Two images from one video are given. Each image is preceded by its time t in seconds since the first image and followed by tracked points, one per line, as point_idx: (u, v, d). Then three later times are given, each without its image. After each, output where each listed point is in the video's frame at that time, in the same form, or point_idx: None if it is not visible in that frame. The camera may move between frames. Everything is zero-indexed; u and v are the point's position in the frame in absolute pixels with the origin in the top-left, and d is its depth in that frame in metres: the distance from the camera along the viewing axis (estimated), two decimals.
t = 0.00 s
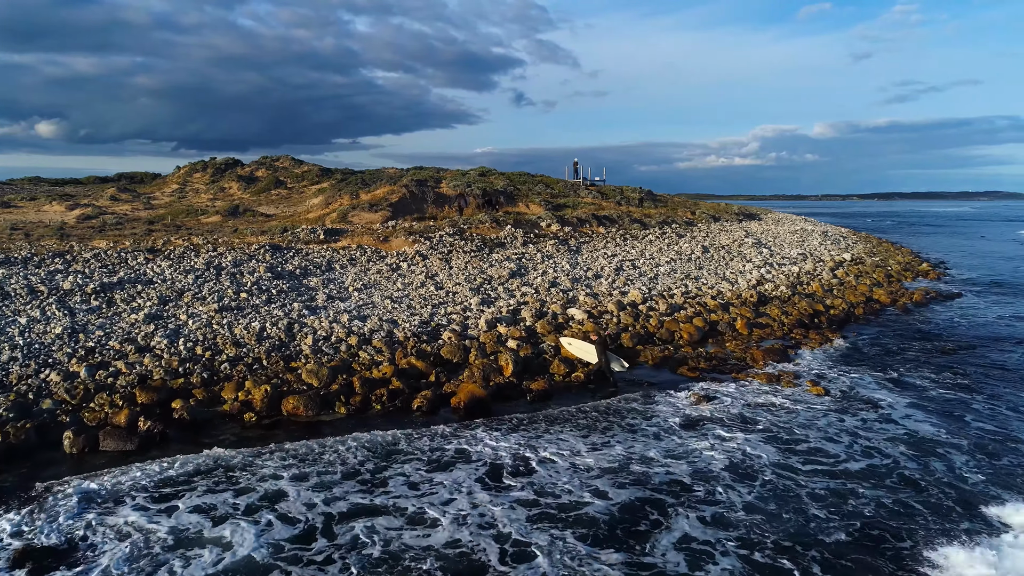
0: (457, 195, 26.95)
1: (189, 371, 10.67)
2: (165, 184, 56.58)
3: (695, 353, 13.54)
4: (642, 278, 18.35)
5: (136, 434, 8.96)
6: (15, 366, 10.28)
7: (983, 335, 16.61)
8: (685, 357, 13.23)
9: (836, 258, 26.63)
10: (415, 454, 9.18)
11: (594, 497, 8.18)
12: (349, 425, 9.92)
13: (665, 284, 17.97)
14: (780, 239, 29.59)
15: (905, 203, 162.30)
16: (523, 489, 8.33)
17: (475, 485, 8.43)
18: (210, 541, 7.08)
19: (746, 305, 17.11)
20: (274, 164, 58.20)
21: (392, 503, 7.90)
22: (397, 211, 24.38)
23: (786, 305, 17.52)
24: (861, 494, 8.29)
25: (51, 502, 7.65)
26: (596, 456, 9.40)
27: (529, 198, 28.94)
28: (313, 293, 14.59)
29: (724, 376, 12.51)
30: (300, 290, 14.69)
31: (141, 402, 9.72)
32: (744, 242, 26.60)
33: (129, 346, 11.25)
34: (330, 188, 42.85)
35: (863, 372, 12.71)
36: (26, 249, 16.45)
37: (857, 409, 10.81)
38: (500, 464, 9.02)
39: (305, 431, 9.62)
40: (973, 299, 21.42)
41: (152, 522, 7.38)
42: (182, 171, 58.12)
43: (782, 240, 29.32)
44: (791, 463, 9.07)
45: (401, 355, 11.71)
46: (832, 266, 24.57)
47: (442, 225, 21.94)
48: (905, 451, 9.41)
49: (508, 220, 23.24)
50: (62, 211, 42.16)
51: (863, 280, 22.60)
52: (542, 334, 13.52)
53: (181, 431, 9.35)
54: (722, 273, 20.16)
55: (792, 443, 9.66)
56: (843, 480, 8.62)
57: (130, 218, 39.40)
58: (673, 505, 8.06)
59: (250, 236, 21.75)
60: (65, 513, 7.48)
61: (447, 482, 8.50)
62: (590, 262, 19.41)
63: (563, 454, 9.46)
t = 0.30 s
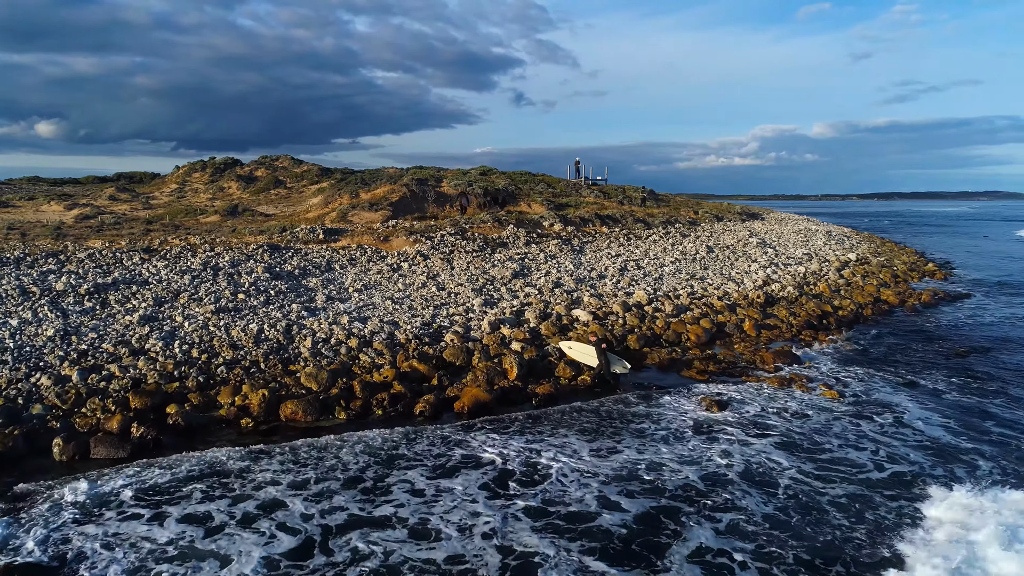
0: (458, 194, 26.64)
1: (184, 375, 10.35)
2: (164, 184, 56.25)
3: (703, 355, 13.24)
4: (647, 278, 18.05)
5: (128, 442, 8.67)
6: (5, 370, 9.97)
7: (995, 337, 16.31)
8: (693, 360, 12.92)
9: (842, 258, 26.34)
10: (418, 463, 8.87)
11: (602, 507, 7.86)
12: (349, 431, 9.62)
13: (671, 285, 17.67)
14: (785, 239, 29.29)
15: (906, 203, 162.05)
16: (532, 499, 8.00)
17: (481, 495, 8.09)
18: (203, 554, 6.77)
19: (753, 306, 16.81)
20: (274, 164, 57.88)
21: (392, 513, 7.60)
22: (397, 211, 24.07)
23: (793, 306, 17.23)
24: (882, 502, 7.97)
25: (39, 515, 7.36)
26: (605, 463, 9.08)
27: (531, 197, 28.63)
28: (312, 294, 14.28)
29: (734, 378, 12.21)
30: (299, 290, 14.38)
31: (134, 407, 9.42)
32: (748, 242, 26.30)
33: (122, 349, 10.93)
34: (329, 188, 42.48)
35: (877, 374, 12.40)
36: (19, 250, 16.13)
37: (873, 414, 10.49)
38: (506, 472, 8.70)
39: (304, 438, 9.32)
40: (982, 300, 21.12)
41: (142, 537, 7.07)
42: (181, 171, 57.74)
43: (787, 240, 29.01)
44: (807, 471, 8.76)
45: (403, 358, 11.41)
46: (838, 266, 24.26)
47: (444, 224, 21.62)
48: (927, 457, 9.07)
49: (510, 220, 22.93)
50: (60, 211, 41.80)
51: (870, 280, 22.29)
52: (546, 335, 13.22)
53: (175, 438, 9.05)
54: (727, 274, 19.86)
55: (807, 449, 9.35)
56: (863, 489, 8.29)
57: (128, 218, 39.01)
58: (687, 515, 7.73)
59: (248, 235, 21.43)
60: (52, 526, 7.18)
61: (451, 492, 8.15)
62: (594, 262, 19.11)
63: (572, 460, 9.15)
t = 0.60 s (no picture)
0: (459, 194, 26.33)
1: (180, 380, 10.04)
2: (162, 183, 55.90)
3: (711, 359, 12.94)
4: (653, 279, 17.75)
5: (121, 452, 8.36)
6: None
7: (1008, 339, 16.01)
8: (702, 364, 12.62)
9: (848, 259, 26.05)
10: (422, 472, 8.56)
11: (612, 518, 7.58)
12: (351, 438, 9.32)
13: (676, 286, 17.37)
14: (789, 239, 29.01)
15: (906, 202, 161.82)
16: (541, 512, 7.69)
17: (488, 507, 7.78)
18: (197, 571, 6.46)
19: (761, 307, 16.52)
20: (273, 164, 57.57)
21: (393, 526, 7.30)
22: (397, 211, 23.77)
23: (801, 308, 16.93)
24: (904, 508, 7.68)
25: (27, 530, 7.05)
26: (613, 472, 8.78)
27: (533, 197, 28.33)
28: (312, 296, 13.97)
29: (744, 382, 11.91)
30: (299, 292, 14.07)
31: (129, 414, 9.11)
32: (753, 242, 26.01)
33: (116, 353, 10.62)
34: (328, 188, 42.14)
35: (891, 378, 12.10)
36: (12, 251, 15.82)
37: (890, 420, 10.18)
38: (513, 482, 8.39)
39: (303, 447, 9.01)
40: (992, 301, 20.83)
41: (134, 553, 6.76)
42: (179, 171, 57.43)
43: (790, 240, 28.72)
44: (825, 480, 8.45)
45: (405, 362, 11.10)
46: (844, 267, 23.95)
47: (445, 224, 21.32)
48: (949, 465, 8.75)
49: (512, 220, 22.63)
50: (58, 211, 41.49)
51: (878, 281, 21.99)
52: (551, 338, 12.92)
53: (170, 447, 8.75)
54: (733, 274, 19.57)
55: (824, 457, 9.05)
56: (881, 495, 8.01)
57: (126, 218, 38.66)
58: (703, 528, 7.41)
59: (247, 236, 21.12)
60: (40, 542, 6.88)
61: (456, 503, 7.84)
62: (598, 263, 18.80)
63: (581, 469, 8.83)
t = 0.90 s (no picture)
0: (461, 194, 26.02)
1: (176, 387, 9.72)
2: (161, 183, 55.59)
3: (721, 363, 12.64)
4: (659, 281, 17.45)
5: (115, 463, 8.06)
6: None
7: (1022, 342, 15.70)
8: (711, 368, 12.32)
9: (854, 260, 25.75)
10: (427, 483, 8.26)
11: (627, 533, 7.27)
12: (353, 447, 9.04)
13: (683, 288, 17.08)
14: (794, 239, 28.73)
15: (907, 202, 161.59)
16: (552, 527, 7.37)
17: (497, 522, 7.47)
18: None
19: (770, 310, 16.22)
20: (272, 163, 57.25)
21: (398, 542, 7.00)
22: (398, 211, 23.46)
23: (811, 310, 16.63)
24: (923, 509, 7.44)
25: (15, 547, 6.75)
26: (625, 482, 8.49)
27: (536, 198, 28.02)
28: (312, 299, 13.67)
29: (755, 388, 11.62)
30: (298, 295, 13.77)
31: (123, 424, 8.80)
32: (758, 242, 25.72)
33: (111, 359, 10.30)
34: (329, 188, 41.82)
35: (905, 383, 11.80)
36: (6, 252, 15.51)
37: (908, 428, 9.88)
38: (522, 495, 8.07)
39: (303, 456, 8.71)
40: (1002, 303, 20.53)
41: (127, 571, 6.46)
42: (179, 171, 57.12)
43: (795, 241, 28.39)
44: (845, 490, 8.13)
45: (408, 368, 10.79)
46: (851, 268, 23.65)
47: (447, 225, 21.02)
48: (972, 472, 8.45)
49: (515, 220, 22.32)
50: (57, 211, 41.20)
51: (886, 283, 21.69)
52: (557, 342, 12.61)
53: (166, 458, 8.46)
54: (740, 276, 19.27)
55: (842, 467, 8.75)
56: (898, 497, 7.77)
57: (125, 218, 38.36)
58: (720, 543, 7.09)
59: (246, 237, 20.81)
60: (29, 559, 6.57)
61: (463, 518, 7.53)
62: (603, 265, 18.50)
63: (591, 479, 8.54)
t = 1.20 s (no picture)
0: (463, 195, 25.72)
1: (173, 395, 9.42)
2: (160, 183, 55.26)
3: (731, 369, 12.34)
4: (664, 283, 17.18)
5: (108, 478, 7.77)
6: None
7: None
8: (721, 374, 12.03)
9: (860, 261, 25.48)
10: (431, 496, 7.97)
11: (642, 549, 6.97)
12: (355, 457, 8.75)
13: (689, 290, 16.79)
14: (799, 240, 28.46)
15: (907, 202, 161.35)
16: (559, 541, 7.11)
17: (503, 536, 7.19)
18: None
19: (778, 313, 15.94)
20: (272, 164, 56.94)
21: (404, 560, 6.71)
22: (399, 212, 23.17)
23: (819, 313, 16.36)
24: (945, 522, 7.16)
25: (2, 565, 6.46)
26: (636, 493, 8.21)
27: (538, 198, 27.73)
28: (312, 302, 13.38)
29: (767, 394, 11.33)
30: (298, 298, 13.48)
31: (117, 435, 8.51)
32: (763, 243, 25.43)
33: (105, 365, 10.00)
34: (328, 188, 41.51)
35: (920, 390, 11.52)
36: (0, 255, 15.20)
37: (927, 436, 9.59)
38: (529, 507, 7.79)
39: (304, 468, 8.41)
40: (1011, 305, 20.26)
41: None
42: (178, 171, 56.83)
43: (800, 241, 28.10)
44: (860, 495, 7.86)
45: (411, 374, 10.50)
46: (857, 269, 23.38)
47: (449, 226, 20.74)
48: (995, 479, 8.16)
49: (518, 221, 22.03)
50: (56, 211, 40.90)
51: (893, 285, 21.43)
52: (563, 347, 12.32)
53: (161, 470, 8.17)
54: (746, 278, 18.99)
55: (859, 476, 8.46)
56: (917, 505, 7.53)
57: (124, 218, 38.07)
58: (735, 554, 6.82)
59: (245, 238, 20.51)
60: None
61: (468, 532, 7.25)
62: (608, 266, 18.21)
63: (601, 491, 8.25)
